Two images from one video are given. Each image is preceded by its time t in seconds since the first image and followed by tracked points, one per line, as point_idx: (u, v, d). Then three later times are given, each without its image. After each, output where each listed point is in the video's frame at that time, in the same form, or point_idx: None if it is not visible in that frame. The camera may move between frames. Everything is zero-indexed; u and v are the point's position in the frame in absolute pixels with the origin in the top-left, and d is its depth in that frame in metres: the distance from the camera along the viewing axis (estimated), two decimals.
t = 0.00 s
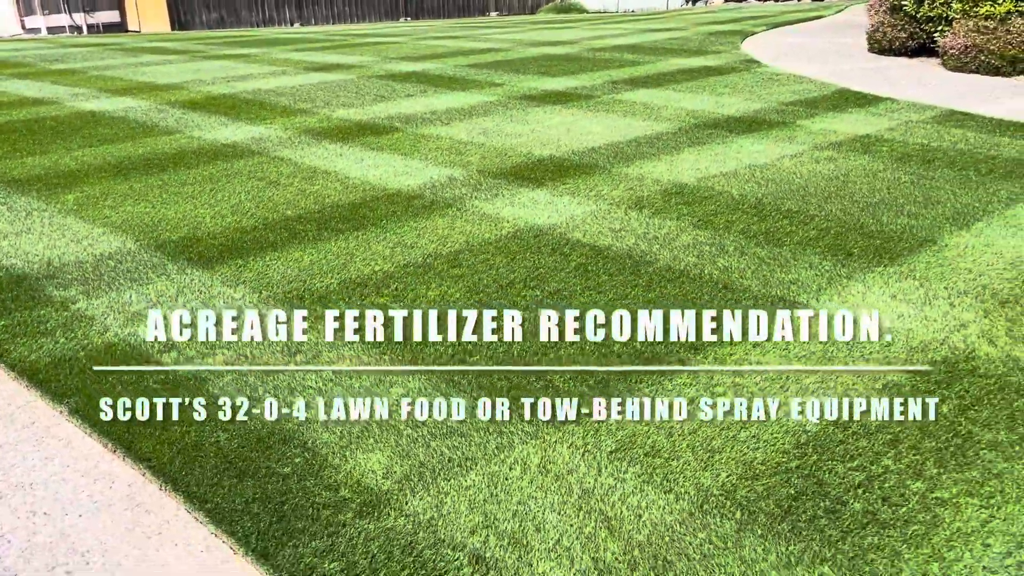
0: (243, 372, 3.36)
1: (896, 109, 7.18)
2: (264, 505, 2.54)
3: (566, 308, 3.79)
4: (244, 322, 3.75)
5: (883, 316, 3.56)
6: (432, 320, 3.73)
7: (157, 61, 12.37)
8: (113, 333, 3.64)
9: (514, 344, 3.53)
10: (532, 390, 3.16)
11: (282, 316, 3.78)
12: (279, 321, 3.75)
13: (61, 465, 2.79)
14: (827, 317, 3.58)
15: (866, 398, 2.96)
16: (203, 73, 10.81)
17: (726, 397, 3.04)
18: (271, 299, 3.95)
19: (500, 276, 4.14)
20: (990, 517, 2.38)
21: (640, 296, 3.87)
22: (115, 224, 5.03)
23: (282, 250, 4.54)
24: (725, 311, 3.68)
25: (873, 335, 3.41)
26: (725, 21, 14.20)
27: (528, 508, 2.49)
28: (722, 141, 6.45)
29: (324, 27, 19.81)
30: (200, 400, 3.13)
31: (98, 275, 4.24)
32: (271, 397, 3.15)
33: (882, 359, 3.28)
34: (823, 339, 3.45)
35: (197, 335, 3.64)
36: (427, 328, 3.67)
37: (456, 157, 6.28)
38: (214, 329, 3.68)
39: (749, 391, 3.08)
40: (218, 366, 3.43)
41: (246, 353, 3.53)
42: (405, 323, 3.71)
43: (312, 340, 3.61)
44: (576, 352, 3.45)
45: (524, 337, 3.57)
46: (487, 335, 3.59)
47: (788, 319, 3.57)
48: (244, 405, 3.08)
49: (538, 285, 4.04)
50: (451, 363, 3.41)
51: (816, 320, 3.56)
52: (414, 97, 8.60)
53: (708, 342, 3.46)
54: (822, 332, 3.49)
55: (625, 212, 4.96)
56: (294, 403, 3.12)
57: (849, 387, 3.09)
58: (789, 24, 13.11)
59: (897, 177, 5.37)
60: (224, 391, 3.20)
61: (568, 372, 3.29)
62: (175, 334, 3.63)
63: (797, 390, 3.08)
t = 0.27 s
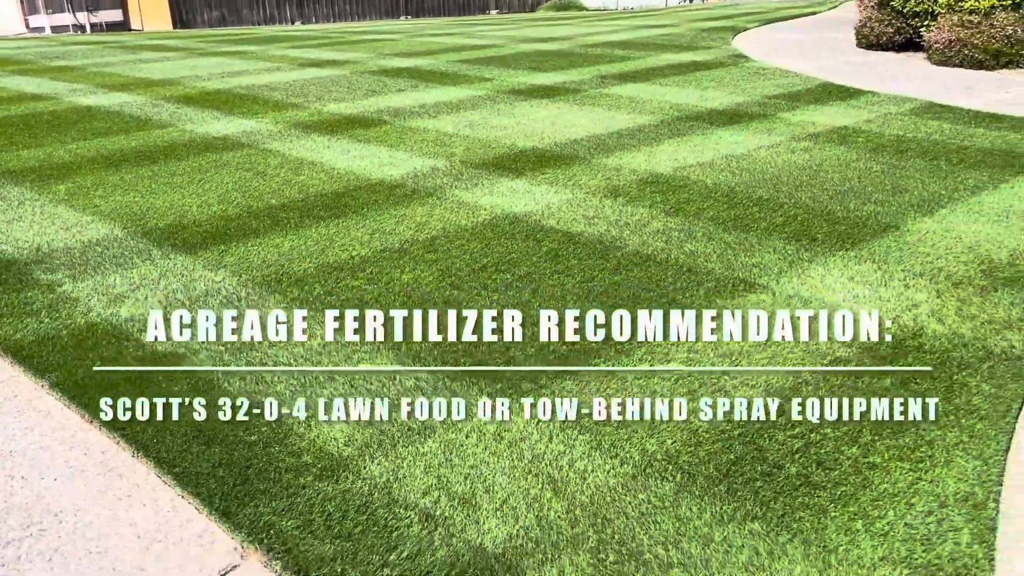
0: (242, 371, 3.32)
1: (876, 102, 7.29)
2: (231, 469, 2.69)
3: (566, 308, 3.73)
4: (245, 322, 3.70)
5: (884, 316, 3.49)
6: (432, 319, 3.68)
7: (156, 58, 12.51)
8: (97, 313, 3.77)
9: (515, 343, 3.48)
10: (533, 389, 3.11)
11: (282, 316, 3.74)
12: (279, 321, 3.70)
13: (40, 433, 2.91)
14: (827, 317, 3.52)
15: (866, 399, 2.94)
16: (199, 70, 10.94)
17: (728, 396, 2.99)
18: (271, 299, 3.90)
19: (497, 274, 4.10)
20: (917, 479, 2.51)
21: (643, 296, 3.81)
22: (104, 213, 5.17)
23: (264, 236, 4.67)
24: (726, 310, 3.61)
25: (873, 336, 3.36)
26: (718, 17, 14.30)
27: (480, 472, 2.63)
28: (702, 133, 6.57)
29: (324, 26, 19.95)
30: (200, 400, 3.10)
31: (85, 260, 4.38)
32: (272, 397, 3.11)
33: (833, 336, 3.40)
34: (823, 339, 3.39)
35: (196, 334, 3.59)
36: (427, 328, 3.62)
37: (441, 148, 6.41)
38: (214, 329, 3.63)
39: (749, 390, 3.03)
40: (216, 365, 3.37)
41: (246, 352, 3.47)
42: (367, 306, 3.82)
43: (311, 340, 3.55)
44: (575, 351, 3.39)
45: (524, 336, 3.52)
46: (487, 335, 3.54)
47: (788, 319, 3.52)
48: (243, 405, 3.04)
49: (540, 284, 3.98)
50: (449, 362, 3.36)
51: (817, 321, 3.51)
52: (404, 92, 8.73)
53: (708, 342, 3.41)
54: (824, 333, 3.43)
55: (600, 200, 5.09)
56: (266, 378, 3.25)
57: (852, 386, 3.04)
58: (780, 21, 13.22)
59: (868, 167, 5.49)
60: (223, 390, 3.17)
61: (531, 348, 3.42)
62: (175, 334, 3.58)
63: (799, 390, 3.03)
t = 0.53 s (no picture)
0: (239, 372, 3.20)
1: (855, 92, 7.39)
2: (196, 433, 2.82)
3: (566, 308, 3.61)
4: (244, 322, 3.57)
5: (885, 317, 3.38)
6: (432, 319, 3.56)
7: (152, 52, 12.63)
8: (76, 289, 3.88)
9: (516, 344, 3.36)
10: (536, 389, 3.00)
11: (282, 316, 3.61)
12: (279, 321, 3.57)
13: (17, 401, 3.03)
14: (828, 316, 3.41)
15: (867, 398, 2.83)
16: (194, 63, 11.05)
17: (734, 396, 2.88)
18: (269, 298, 3.78)
19: (496, 272, 3.99)
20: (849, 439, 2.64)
21: (649, 295, 3.68)
22: (90, 198, 5.28)
23: (244, 220, 4.78)
24: (725, 310, 3.50)
25: (871, 335, 3.24)
26: (710, 12, 14.37)
27: (434, 434, 2.75)
28: (681, 122, 6.68)
29: (322, 21, 20.05)
30: (200, 400, 3.01)
31: (68, 241, 4.49)
32: (272, 396, 3.01)
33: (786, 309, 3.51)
34: (823, 339, 3.27)
35: (196, 335, 3.48)
36: (427, 328, 3.50)
37: (424, 137, 6.52)
38: (214, 329, 3.52)
39: (753, 390, 2.92)
40: (213, 366, 3.26)
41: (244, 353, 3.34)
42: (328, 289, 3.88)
43: (311, 340, 3.42)
44: (574, 351, 3.28)
45: (525, 336, 3.40)
46: (487, 335, 3.42)
47: (790, 318, 3.42)
48: (243, 405, 2.95)
49: (544, 284, 3.85)
50: (446, 362, 3.24)
51: (817, 319, 3.40)
52: (393, 84, 8.84)
53: (709, 342, 3.29)
54: (823, 331, 3.31)
55: (575, 186, 5.20)
56: (236, 350, 3.37)
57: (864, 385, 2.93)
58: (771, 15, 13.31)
59: (840, 154, 5.59)
60: (223, 391, 3.07)
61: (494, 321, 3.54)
62: (174, 335, 3.47)
63: (805, 388, 2.93)
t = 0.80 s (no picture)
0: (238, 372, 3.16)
1: (841, 87, 7.50)
2: (174, 405, 2.94)
3: (566, 308, 3.56)
4: (245, 322, 3.52)
5: (884, 316, 3.39)
6: (432, 319, 3.50)
7: (153, 48, 12.75)
8: (67, 273, 4.01)
9: (515, 344, 3.30)
10: (536, 389, 2.96)
11: (282, 316, 3.55)
12: (280, 322, 3.51)
13: (7, 376, 3.16)
14: (826, 317, 3.39)
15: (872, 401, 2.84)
16: (192, 59, 11.18)
17: (733, 397, 2.86)
18: (269, 297, 3.72)
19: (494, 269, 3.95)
20: (798, 413, 2.78)
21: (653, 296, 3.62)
22: (84, 188, 5.41)
23: (233, 208, 4.91)
24: (723, 310, 3.47)
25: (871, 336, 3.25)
26: (705, 9, 14.46)
27: (401, 407, 2.88)
28: (667, 115, 6.79)
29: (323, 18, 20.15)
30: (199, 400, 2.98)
31: (62, 229, 4.62)
32: (272, 396, 2.98)
33: (750, 289, 3.63)
34: (822, 339, 3.25)
35: (197, 335, 3.44)
36: (426, 328, 3.45)
37: (414, 129, 6.64)
38: (215, 329, 3.48)
39: (752, 392, 2.90)
40: (213, 366, 3.21)
41: (244, 353, 3.29)
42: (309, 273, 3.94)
43: (312, 340, 3.37)
44: (574, 352, 3.23)
45: (525, 336, 3.34)
46: (486, 335, 3.36)
47: (789, 318, 3.38)
48: (244, 404, 2.93)
49: (547, 284, 3.79)
50: (445, 363, 3.19)
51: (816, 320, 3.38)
52: (387, 78, 8.96)
53: (709, 343, 3.25)
54: (822, 332, 3.30)
55: (557, 176, 5.31)
56: (216, 328, 3.48)
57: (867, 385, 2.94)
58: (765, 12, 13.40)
59: (819, 146, 5.70)
60: (223, 390, 3.04)
61: (467, 302, 3.65)
62: (175, 335, 3.43)
63: (803, 390, 2.91)
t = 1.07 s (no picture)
0: (236, 372, 3.06)
1: (825, 78, 7.64)
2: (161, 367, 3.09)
3: (567, 308, 3.46)
4: (245, 322, 3.42)
5: (884, 313, 3.33)
6: (432, 319, 3.41)
7: (154, 41, 12.93)
8: (64, 249, 4.18)
9: (516, 344, 3.20)
10: (538, 389, 2.88)
11: (281, 316, 3.45)
12: (279, 321, 3.41)
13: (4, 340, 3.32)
14: (829, 317, 3.31)
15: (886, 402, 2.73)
16: (193, 52, 11.35)
17: (739, 398, 2.78)
18: (266, 295, 3.62)
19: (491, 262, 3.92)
20: (749, 374, 2.95)
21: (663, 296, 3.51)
22: (83, 171, 5.57)
23: (226, 191, 5.07)
24: (724, 309, 3.37)
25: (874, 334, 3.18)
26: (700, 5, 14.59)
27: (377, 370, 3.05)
28: (652, 105, 6.93)
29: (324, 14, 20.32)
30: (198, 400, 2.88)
31: (60, 209, 4.79)
32: (270, 397, 2.89)
33: (716, 264, 3.79)
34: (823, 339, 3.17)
35: (197, 335, 3.33)
36: (426, 328, 3.36)
37: (405, 118, 6.80)
38: (215, 329, 3.37)
39: (759, 393, 2.83)
40: (212, 366, 3.11)
41: (240, 353, 3.20)
42: (295, 249, 4.10)
43: (312, 340, 3.28)
44: (577, 352, 3.14)
45: (525, 336, 3.25)
46: (486, 335, 3.26)
47: (793, 317, 3.30)
48: (243, 405, 2.84)
49: (552, 282, 3.70)
50: (445, 363, 3.10)
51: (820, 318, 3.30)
52: (382, 70, 9.12)
53: (714, 342, 3.16)
54: (826, 331, 3.22)
55: (541, 162, 5.47)
56: (203, 297, 3.63)
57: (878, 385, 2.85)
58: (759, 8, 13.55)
59: (798, 133, 5.85)
60: (222, 389, 2.95)
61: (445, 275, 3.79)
62: (175, 335, 3.32)
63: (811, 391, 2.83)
